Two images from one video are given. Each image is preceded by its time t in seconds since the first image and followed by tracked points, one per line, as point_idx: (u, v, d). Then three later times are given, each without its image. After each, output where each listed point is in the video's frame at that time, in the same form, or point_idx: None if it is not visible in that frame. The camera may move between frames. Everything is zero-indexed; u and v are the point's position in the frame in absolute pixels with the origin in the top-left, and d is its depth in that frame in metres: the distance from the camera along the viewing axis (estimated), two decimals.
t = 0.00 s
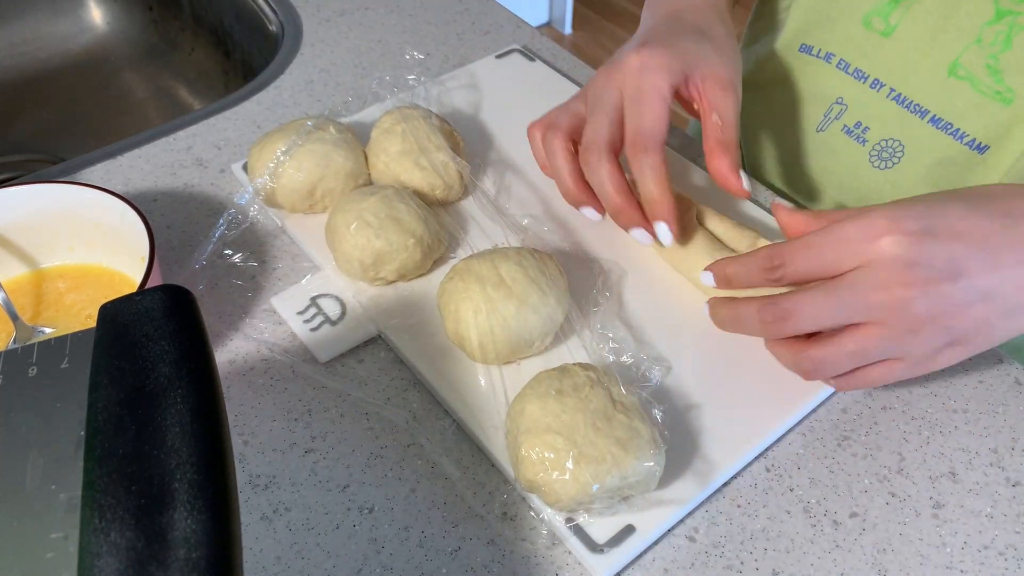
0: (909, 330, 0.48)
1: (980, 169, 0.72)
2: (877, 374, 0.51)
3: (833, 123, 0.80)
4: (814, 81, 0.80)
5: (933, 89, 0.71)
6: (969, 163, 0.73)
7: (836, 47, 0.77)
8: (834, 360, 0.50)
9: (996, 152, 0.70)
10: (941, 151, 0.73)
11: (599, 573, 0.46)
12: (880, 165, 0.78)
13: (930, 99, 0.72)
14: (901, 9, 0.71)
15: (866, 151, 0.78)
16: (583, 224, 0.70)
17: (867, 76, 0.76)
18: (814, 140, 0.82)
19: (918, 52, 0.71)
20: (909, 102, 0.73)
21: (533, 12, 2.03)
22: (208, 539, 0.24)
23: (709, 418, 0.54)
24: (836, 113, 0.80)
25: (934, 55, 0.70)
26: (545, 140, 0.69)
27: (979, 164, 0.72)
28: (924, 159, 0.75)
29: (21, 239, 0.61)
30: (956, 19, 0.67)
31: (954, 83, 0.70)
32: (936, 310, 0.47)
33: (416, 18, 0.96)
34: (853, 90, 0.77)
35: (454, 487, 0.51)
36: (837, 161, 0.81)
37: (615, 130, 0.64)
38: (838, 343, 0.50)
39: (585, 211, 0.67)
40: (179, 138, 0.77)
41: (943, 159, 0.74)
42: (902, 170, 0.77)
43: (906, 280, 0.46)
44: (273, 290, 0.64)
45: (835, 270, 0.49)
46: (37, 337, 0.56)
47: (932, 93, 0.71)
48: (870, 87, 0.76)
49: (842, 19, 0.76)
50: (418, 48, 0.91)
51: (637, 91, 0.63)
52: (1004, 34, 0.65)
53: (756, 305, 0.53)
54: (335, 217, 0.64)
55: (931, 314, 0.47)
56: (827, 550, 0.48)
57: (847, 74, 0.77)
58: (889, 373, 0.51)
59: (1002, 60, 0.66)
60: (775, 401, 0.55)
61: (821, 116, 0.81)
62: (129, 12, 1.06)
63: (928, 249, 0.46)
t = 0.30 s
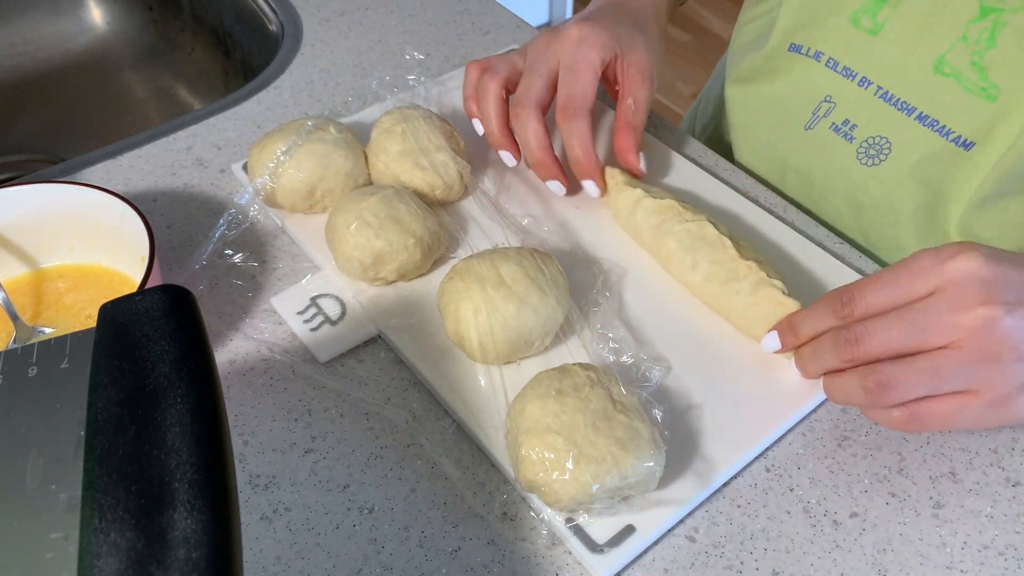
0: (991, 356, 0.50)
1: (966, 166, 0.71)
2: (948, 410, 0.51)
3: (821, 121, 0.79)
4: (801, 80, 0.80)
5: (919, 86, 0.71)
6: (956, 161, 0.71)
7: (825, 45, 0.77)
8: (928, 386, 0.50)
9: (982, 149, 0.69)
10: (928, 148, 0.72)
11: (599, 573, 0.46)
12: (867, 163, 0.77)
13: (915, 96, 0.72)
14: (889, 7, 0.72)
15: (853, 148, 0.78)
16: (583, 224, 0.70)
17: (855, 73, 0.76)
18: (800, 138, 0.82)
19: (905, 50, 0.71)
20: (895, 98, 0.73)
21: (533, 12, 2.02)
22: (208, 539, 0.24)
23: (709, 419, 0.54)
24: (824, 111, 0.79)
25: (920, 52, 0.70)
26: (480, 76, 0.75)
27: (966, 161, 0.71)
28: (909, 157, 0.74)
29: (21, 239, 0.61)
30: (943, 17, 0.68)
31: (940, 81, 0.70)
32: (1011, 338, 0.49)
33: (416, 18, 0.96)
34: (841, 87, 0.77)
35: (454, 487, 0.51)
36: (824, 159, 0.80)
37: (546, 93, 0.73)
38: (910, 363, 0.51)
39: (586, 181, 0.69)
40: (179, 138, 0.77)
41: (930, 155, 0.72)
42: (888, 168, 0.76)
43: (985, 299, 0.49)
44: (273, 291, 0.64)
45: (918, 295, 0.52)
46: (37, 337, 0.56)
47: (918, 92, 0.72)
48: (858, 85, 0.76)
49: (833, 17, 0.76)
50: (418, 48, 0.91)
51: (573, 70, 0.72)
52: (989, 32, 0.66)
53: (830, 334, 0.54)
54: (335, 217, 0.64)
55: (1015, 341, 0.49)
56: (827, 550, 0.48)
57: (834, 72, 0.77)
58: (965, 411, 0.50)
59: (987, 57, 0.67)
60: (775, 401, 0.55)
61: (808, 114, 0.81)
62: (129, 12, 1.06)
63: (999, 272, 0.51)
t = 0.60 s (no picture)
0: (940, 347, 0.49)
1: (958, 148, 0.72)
2: (899, 392, 0.52)
3: (818, 104, 0.80)
4: (802, 63, 0.81)
5: (916, 72, 0.72)
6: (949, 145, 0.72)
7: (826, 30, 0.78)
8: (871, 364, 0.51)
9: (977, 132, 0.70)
10: (921, 132, 0.73)
11: (599, 573, 0.46)
12: (863, 145, 0.78)
13: (913, 81, 0.72)
14: None
15: (851, 130, 0.79)
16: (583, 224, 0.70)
17: (854, 58, 0.76)
18: (801, 122, 0.83)
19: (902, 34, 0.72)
20: (893, 83, 0.74)
21: (533, 12, 2.02)
22: (208, 539, 0.24)
23: (709, 418, 0.54)
24: (821, 93, 0.80)
25: (916, 38, 0.71)
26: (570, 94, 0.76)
27: (959, 147, 0.72)
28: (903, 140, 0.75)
29: (21, 239, 0.61)
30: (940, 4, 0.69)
31: (936, 66, 0.70)
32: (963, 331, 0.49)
33: (416, 18, 0.96)
34: (841, 70, 0.78)
35: (454, 487, 0.51)
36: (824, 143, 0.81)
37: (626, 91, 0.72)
38: (859, 348, 0.52)
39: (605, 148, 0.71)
40: (179, 138, 0.77)
41: (923, 138, 0.73)
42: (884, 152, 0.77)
43: (941, 291, 0.48)
44: (273, 291, 0.64)
45: (877, 278, 0.51)
46: (37, 337, 0.56)
47: (916, 75, 0.72)
48: (856, 69, 0.77)
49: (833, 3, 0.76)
50: (418, 48, 0.91)
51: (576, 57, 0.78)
52: (985, 18, 0.66)
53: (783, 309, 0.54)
54: (336, 216, 0.64)
55: (969, 333, 0.49)
56: (827, 550, 0.48)
57: (834, 56, 0.78)
58: (914, 395, 0.52)
59: (982, 42, 0.67)
60: (774, 401, 0.55)
61: (806, 96, 0.82)
62: (129, 12, 1.06)
63: (960, 262, 0.49)
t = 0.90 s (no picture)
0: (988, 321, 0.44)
1: (977, 143, 0.71)
2: (929, 382, 0.46)
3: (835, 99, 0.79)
4: (818, 62, 0.79)
5: (933, 68, 0.71)
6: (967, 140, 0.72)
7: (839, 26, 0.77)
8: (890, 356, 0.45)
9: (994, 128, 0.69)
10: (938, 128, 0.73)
11: (599, 573, 0.46)
12: (880, 140, 0.77)
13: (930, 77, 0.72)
14: None
15: (868, 127, 0.78)
16: (583, 223, 0.70)
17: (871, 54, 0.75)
18: (816, 117, 0.82)
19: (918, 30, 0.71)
20: (911, 79, 0.73)
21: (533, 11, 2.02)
22: (207, 539, 0.24)
23: (709, 418, 0.54)
24: (838, 90, 0.79)
25: (932, 34, 0.70)
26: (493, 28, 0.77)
27: (978, 141, 0.71)
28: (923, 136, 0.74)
29: (21, 239, 0.61)
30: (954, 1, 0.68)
31: (953, 62, 0.70)
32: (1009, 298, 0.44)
33: (416, 18, 0.96)
34: (857, 67, 0.77)
35: (454, 487, 0.51)
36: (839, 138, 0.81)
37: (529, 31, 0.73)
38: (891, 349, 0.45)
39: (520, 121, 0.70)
40: (179, 137, 0.77)
41: (939, 133, 0.73)
42: (903, 147, 0.76)
43: (951, 275, 0.43)
44: (273, 291, 0.64)
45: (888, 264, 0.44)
46: (37, 337, 0.56)
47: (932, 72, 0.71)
48: (872, 66, 0.75)
49: None
50: (419, 48, 0.91)
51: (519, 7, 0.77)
52: (1001, 14, 0.66)
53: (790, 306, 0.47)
54: (336, 216, 0.64)
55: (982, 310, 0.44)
56: (827, 550, 0.48)
57: (850, 53, 0.77)
58: (946, 381, 0.46)
59: (999, 39, 0.66)
60: (774, 401, 0.55)
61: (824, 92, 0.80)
62: (129, 12, 1.06)
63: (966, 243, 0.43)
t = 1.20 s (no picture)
0: (961, 327, 0.50)
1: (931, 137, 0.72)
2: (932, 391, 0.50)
3: (801, 90, 0.79)
4: (787, 50, 0.80)
5: (897, 60, 0.72)
6: (925, 134, 0.72)
7: (812, 19, 0.78)
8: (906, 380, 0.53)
9: (952, 120, 0.70)
10: (897, 120, 0.73)
11: (599, 573, 0.46)
12: (840, 130, 0.77)
13: (891, 69, 0.73)
14: None
15: (829, 118, 0.78)
16: (583, 223, 0.70)
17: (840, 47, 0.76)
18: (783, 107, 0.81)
19: (885, 24, 0.72)
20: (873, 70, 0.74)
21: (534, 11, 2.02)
22: (208, 539, 0.24)
23: (709, 418, 0.54)
24: (805, 82, 0.79)
25: (895, 29, 0.71)
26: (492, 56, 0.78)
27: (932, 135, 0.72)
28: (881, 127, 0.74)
29: (21, 239, 0.61)
30: None
31: (914, 55, 0.71)
32: (974, 306, 0.49)
33: (416, 18, 0.95)
34: (825, 59, 0.77)
35: (454, 487, 0.51)
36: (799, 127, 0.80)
37: (560, 73, 0.74)
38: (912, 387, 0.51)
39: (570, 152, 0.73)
40: (179, 137, 0.77)
41: (899, 125, 0.73)
42: (860, 139, 0.76)
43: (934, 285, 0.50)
44: (273, 291, 0.64)
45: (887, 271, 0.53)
46: (37, 337, 0.56)
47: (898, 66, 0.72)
48: (839, 57, 0.76)
49: None
50: (418, 48, 0.91)
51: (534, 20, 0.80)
52: (961, 9, 0.67)
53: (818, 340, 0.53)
54: (335, 216, 0.64)
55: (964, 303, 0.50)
56: (827, 550, 0.48)
57: (819, 45, 0.77)
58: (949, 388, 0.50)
59: (959, 33, 0.68)
60: (774, 401, 0.55)
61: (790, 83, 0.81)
62: (129, 12, 1.06)
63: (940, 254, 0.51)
